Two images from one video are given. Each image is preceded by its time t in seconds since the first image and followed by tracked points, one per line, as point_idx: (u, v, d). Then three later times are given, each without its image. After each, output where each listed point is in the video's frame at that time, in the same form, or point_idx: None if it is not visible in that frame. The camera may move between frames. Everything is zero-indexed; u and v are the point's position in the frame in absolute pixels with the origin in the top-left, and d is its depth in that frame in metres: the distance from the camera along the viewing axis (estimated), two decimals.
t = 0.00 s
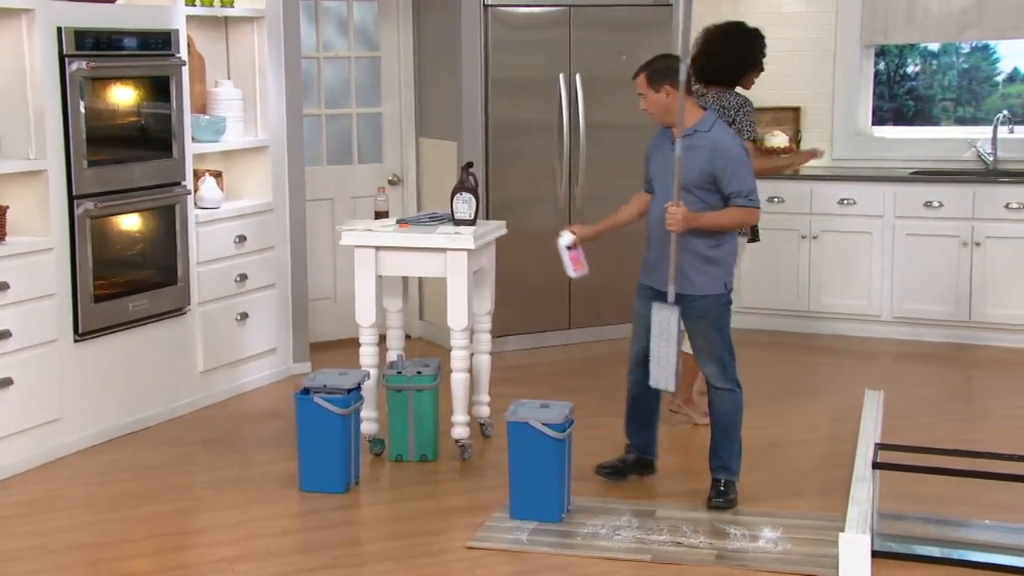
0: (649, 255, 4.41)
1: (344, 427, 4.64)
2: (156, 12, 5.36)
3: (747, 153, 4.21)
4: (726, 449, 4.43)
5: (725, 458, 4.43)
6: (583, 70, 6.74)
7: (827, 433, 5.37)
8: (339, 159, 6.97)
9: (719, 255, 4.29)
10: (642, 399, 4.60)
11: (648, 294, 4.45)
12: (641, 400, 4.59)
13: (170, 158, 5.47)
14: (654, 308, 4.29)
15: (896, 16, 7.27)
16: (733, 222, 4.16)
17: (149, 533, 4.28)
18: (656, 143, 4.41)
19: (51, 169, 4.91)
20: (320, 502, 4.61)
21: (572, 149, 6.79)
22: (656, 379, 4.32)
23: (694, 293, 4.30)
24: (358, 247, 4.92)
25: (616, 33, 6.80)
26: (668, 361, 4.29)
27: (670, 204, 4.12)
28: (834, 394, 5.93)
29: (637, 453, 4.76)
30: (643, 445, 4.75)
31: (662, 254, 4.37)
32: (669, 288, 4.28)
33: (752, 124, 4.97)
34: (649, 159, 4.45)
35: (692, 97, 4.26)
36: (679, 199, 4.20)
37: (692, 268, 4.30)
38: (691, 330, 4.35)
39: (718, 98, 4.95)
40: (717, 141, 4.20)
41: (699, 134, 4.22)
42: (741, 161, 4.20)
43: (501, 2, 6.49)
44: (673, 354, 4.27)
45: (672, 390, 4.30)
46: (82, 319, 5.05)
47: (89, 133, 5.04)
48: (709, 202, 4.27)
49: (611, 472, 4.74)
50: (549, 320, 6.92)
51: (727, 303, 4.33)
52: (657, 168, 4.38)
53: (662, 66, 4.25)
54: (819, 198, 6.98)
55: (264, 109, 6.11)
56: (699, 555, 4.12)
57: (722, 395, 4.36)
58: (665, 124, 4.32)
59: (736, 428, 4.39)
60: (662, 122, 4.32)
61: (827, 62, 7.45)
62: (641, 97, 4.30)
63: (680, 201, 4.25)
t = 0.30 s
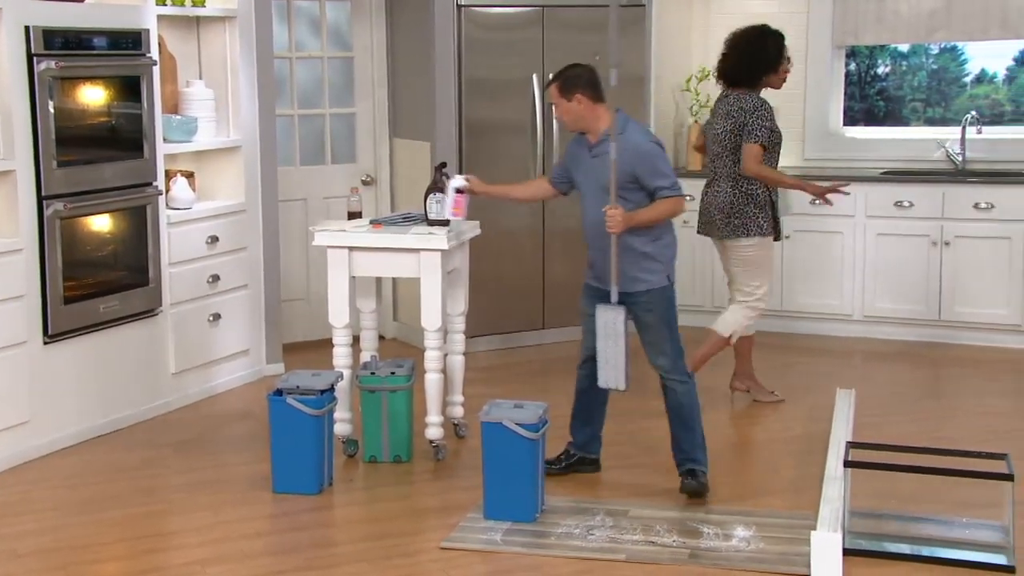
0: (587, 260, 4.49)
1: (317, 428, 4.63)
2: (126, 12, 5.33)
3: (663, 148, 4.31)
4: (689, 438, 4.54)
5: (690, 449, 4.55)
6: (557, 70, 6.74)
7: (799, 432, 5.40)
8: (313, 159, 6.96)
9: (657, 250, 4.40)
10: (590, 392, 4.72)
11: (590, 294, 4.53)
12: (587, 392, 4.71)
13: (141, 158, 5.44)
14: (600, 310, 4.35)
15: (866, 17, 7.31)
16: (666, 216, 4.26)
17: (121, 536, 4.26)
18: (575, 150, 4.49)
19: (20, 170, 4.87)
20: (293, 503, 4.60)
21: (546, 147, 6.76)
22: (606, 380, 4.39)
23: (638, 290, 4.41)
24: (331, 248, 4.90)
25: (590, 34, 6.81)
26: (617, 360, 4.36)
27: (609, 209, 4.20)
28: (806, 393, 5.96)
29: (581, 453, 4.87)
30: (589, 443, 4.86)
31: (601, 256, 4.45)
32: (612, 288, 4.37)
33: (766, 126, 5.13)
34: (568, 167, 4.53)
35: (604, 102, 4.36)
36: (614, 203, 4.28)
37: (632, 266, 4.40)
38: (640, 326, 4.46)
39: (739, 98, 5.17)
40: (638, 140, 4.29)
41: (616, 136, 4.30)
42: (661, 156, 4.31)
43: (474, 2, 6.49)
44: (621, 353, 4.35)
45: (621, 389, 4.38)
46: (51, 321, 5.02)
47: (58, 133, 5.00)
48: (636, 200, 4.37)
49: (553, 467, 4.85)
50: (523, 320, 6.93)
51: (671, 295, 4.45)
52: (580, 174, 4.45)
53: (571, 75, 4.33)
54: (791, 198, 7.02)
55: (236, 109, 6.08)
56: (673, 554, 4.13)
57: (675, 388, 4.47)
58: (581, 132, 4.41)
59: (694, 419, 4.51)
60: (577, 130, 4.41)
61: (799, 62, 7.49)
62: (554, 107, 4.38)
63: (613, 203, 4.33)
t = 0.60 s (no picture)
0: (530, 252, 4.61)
1: (289, 430, 4.61)
2: (93, 11, 5.28)
3: (596, 136, 4.46)
4: (644, 420, 4.75)
5: (646, 429, 4.76)
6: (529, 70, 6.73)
7: (771, 431, 5.43)
8: (284, 159, 6.93)
9: (599, 235, 4.55)
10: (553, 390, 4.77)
11: (536, 286, 4.66)
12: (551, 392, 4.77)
13: (110, 159, 5.40)
14: (544, 299, 4.54)
15: (836, 18, 7.35)
16: (604, 200, 4.41)
17: (90, 539, 4.23)
18: (506, 144, 4.58)
19: None
20: (265, 505, 4.58)
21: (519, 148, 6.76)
22: (553, 366, 4.62)
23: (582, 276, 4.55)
24: (303, 249, 4.89)
25: (561, 34, 6.81)
26: (561, 347, 4.58)
27: (546, 197, 4.29)
28: (778, 392, 5.99)
29: (552, 452, 4.88)
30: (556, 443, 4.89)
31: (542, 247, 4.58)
32: (555, 278, 4.52)
33: (770, 118, 5.34)
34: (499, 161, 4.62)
35: (537, 94, 4.46)
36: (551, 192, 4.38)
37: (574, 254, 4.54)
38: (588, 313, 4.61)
39: (753, 96, 5.41)
40: (572, 130, 4.43)
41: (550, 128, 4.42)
42: (595, 144, 4.45)
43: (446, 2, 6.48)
44: (564, 341, 4.56)
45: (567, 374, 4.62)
46: (19, 322, 4.98)
47: (25, 133, 4.95)
48: (573, 187, 4.51)
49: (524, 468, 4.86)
50: (496, 320, 6.93)
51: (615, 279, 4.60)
52: (514, 168, 4.55)
53: (504, 71, 4.41)
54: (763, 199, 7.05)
55: (206, 109, 6.05)
56: (645, 553, 4.14)
57: (626, 373, 4.64)
58: (516, 126, 4.49)
59: (650, 400, 4.71)
60: (513, 125, 4.49)
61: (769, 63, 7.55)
62: (488, 104, 4.44)
63: (552, 192, 4.45)
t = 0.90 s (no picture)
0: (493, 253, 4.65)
1: (261, 431, 4.59)
2: (61, 10, 5.24)
3: (562, 135, 4.53)
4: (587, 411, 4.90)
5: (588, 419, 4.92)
6: (502, 70, 6.70)
7: (743, 430, 5.46)
8: (255, 159, 6.90)
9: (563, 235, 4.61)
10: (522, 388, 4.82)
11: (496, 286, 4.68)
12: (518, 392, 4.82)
13: (79, 159, 5.36)
14: (508, 293, 4.56)
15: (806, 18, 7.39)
16: (571, 197, 4.47)
17: (60, 543, 4.20)
18: (472, 145, 4.64)
19: None
20: (237, 507, 4.56)
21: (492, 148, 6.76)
22: (518, 362, 4.63)
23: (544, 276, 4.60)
24: (274, 250, 4.87)
25: (533, 35, 6.81)
26: (524, 344, 4.59)
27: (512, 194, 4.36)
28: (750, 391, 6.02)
29: (526, 451, 4.90)
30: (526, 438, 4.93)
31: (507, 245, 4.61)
32: (519, 273, 4.55)
33: (802, 117, 5.36)
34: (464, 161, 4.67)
35: (503, 94, 4.51)
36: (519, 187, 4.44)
37: (537, 253, 4.58)
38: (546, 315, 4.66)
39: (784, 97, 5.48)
40: (539, 128, 4.49)
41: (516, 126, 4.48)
42: (562, 142, 4.51)
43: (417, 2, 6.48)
44: (529, 335, 4.57)
45: (529, 371, 4.62)
46: None
47: None
48: (539, 187, 4.56)
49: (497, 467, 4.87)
50: (469, 320, 6.92)
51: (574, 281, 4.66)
52: (480, 168, 4.60)
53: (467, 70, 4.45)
54: (734, 199, 7.08)
55: (177, 109, 6.01)
56: (618, 553, 4.15)
57: (577, 371, 4.74)
58: (481, 126, 4.54)
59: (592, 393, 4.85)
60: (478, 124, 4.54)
61: (741, 63, 7.59)
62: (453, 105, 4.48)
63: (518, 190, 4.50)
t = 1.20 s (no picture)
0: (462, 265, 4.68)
1: (232, 433, 4.58)
2: (28, 10, 5.20)
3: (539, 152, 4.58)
4: (533, 421, 4.93)
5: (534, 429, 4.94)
6: (474, 70, 6.69)
7: (715, 429, 5.48)
8: (226, 159, 6.87)
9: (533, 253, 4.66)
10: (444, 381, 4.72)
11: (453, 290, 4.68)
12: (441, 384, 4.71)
13: (47, 160, 5.32)
14: (486, 310, 4.49)
15: (776, 19, 7.43)
16: (547, 215, 4.51)
17: (28, 547, 4.16)
18: (448, 159, 4.69)
19: None
20: (208, 509, 4.54)
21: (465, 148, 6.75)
22: (490, 378, 4.53)
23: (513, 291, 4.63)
24: (246, 250, 4.85)
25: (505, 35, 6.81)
26: (500, 360, 4.52)
27: (494, 209, 4.39)
28: (722, 391, 6.05)
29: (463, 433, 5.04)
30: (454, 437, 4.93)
31: (483, 260, 4.65)
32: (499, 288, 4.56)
33: (818, 114, 5.36)
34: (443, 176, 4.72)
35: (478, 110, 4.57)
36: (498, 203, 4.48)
37: (510, 270, 4.62)
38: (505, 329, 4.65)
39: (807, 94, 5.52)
40: (515, 144, 4.54)
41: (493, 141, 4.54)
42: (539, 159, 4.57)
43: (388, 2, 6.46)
44: (505, 352, 4.50)
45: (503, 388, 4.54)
46: None
47: None
48: (515, 202, 4.60)
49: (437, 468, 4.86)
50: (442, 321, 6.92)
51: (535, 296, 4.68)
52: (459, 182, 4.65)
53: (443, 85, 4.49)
54: (706, 198, 7.10)
55: (147, 109, 5.98)
56: (590, 552, 4.15)
57: (527, 384, 4.74)
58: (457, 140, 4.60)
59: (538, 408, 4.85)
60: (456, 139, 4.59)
61: (712, 64, 7.62)
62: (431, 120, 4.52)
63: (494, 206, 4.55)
